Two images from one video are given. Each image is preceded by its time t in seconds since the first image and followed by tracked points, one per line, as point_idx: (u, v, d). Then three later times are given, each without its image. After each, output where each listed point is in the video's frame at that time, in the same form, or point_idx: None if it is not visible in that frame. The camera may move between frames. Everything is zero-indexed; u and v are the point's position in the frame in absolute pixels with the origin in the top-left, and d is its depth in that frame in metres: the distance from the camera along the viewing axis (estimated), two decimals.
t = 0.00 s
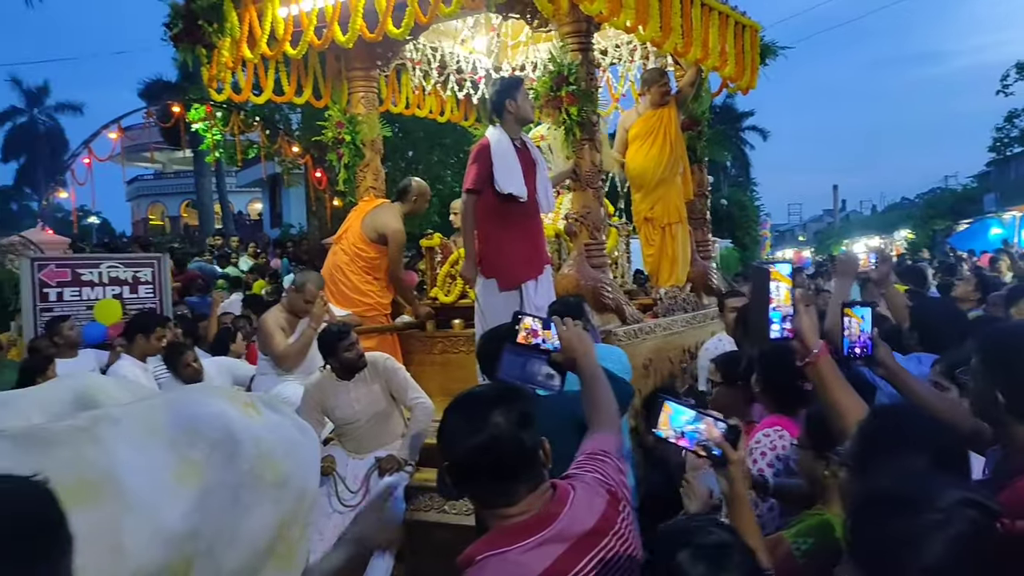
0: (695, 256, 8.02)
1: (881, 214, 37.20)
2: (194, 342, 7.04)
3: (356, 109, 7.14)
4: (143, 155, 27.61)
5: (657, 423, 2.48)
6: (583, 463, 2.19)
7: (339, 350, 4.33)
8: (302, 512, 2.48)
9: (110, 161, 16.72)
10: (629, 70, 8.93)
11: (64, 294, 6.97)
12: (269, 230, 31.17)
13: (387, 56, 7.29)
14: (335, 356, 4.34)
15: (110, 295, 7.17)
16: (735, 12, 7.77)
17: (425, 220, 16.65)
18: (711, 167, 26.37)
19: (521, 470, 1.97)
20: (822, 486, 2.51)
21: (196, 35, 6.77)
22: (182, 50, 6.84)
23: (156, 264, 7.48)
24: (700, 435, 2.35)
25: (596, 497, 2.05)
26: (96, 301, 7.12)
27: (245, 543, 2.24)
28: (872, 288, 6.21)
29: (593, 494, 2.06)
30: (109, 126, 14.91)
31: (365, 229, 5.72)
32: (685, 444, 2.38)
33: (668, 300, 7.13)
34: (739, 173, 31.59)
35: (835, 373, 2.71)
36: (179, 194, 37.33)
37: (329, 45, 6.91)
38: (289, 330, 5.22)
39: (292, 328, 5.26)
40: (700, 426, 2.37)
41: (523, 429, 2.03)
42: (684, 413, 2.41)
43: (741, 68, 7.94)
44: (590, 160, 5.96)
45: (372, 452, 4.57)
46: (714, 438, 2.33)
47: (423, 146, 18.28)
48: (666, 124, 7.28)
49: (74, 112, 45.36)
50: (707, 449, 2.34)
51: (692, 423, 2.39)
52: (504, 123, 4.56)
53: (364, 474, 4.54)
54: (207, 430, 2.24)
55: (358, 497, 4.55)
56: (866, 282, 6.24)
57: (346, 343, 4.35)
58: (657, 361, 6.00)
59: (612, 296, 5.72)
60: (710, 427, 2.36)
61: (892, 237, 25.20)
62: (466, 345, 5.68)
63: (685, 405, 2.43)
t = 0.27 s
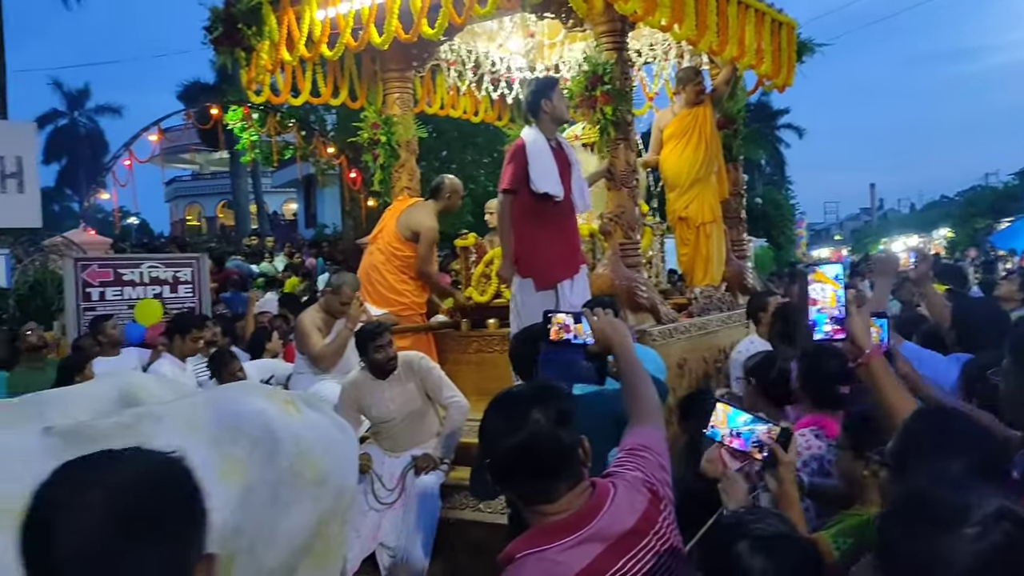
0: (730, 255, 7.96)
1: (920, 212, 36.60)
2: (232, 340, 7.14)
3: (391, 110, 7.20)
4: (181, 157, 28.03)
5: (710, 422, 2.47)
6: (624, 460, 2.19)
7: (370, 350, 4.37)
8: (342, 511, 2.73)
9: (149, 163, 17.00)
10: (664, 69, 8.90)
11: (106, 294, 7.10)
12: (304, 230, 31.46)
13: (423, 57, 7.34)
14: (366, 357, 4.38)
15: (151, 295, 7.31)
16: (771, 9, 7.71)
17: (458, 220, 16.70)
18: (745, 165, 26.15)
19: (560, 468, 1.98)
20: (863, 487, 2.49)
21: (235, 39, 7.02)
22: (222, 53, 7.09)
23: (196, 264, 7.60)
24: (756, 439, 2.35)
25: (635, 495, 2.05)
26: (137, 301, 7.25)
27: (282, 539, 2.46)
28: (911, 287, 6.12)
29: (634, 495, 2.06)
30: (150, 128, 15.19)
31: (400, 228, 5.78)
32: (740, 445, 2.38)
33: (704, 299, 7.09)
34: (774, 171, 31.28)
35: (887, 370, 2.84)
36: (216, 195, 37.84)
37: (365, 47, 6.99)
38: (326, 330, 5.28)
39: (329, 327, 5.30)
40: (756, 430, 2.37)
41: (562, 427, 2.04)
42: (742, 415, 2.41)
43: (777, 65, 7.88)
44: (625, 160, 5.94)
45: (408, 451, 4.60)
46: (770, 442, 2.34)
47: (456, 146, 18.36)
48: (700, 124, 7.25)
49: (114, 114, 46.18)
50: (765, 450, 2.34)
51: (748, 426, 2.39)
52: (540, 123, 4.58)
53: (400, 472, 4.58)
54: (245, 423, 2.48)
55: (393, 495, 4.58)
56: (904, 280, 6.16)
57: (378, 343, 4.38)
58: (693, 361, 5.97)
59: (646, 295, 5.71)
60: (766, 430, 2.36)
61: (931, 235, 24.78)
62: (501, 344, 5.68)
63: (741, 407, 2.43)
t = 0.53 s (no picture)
0: (774, 250, 7.87)
1: (969, 206, 35.81)
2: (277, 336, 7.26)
3: (433, 107, 7.24)
4: (226, 155, 28.50)
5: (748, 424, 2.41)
6: (669, 453, 2.19)
7: (413, 345, 4.41)
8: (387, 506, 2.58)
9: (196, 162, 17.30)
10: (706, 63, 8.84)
11: (156, 291, 7.26)
12: (346, 227, 31.78)
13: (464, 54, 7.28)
14: (410, 352, 4.41)
15: (199, 291, 7.45)
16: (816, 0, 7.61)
17: (499, 216, 16.74)
18: (789, 159, 25.82)
19: (605, 462, 1.98)
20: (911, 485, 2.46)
21: (281, 39, 7.10)
22: (268, 53, 7.16)
23: (242, 261, 7.73)
24: (801, 442, 2.35)
25: (680, 489, 2.05)
26: (186, 297, 7.40)
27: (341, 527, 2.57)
28: (961, 282, 6.00)
29: (682, 490, 2.05)
30: (196, 128, 15.47)
31: (441, 224, 5.82)
32: (784, 448, 2.37)
33: (747, 294, 7.03)
34: (818, 165, 30.82)
35: (945, 367, 2.99)
36: (260, 193, 38.39)
37: (407, 45, 7.04)
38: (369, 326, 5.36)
39: (371, 323, 5.39)
40: (801, 434, 2.35)
41: (607, 421, 2.06)
42: (784, 418, 2.36)
43: (821, 58, 7.77)
44: (667, 154, 5.91)
45: (451, 445, 4.64)
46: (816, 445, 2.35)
47: (497, 142, 18.40)
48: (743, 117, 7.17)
49: (162, 115, 47.07)
50: (808, 455, 2.34)
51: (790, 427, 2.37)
52: (581, 119, 4.57)
53: (443, 467, 4.62)
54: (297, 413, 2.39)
55: (437, 488, 4.62)
56: (955, 275, 6.03)
57: (422, 338, 4.40)
58: (736, 356, 5.93)
59: (689, 291, 5.68)
60: (811, 432, 2.35)
61: (982, 229, 24.23)
62: (543, 340, 5.67)
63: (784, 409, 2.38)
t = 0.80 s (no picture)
0: (830, 241, 7.72)
1: None
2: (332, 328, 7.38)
3: (485, 99, 7.26)
4: (281, 150, 28.99)
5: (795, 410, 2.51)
6: (724, 443, 2.19)
7: (468, 334, 4.45)
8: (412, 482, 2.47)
9: (252, 157, 17.64)
10: (761, 51, 8.72)
11: (215, 283, 7.44)
12: (397, 221, 32.08)
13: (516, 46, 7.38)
14: (465, 341, 4.46)
15: (256, 283, 7.62)
16: None
17: (550, 209, 16.73)
18: (846, 149, 25.29)
19: (663, 450, 1.97)
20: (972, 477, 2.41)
21: (336, 33, 7.02)
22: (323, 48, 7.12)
23: (297, 253, 7.88)
24: (851, 428, 2.40)
25: (737, 480, 2.04)
26: (244, 289, 7.57)
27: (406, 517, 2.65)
28: None
29: (737, 482, 2.04)
30: (253, 123, 15.76)
31: (492, 216, 5.84)
32: (833, 435, 2.43)
33: (802, 286, 6.92)
34: (876, 155, 30.13)
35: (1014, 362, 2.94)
36: (314, 187, 38.97)
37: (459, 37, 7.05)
38: (422, 318, 5.40)
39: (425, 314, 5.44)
40: (851, 420, 2.41)
41: (664, 409, 2.08)
42: (834, 404, 2.45)
43: (881, 44, 7.60)
44: (721, 144, 5.84)
45: (503, 435, 4.67)
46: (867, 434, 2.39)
47: (548, 134, 18.39)
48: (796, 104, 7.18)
49: (218, 111, 48.05)
50: (856, 442, 2.39)
51: (841, 416, 2.43)
52: (634, 109, 4.55)
53: (495, 457, 4.64)
54: (345, 400, 2.69)
55: (488, 479, 4.63)
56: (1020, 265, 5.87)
57: (475, 328, 4.45)
58: (791, 348, 5.84)
59: (743, 282, 5.61)
60: (861, 421, 2.40)
61: None
62: (594, 331, 5.69)
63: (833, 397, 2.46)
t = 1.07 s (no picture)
0: (900, 231, 7.52)
1: None
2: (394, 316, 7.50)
3: (547, 90, 7.19)
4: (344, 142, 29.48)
5: (833, 384, 2.54)
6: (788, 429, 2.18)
7: (532, 322, 4.51)
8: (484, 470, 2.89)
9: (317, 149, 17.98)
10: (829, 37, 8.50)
11: (282, 272, 7.62)
12: (458, 212, 32.32)
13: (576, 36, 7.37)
14: (531, 328, 4.51)
15: (321, 272, 7.78)
16: None
17: (611, 199, 16.67)
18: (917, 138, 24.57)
19: (731, 434, 1.97)
20: None
21: (399, 26, 7.11)
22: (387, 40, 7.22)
23: (361, 243, 8.02)
24: (887, 398, 2.41)
25: (800, 470, 2.04)
26: (309, 279, 7.73)
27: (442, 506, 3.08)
28: None
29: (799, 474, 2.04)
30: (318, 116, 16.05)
31: (554, 206, 5.87)
32: (868, 409, 2.45)
33: (870, 276, 6.77)
34: (949, 143, 29.21)
35: None
36: (376, 178, 39.52)
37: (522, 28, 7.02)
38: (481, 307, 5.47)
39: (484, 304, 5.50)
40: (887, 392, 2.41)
41: (731, 392, 2.09)
42: (870, 377, 2.47)
43: (955, 28, 7.36)
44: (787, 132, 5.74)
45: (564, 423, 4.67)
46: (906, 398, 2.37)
47: (609, 125, 18.31)
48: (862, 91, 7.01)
49: (284, 104, 49.04)
50: (895, 414, 2.37)
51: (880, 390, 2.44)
52: (696, 97, 4.49)
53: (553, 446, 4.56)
54: (403, 387, 3.30)
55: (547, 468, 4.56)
56: None
57: (541, 314, 4.52)
58: (857, 340, 5.73)
59: (808, 273, 5.54)
60: (896, 394, 2.39)
61: None
62: (655, 322, 5.66)
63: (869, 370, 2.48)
